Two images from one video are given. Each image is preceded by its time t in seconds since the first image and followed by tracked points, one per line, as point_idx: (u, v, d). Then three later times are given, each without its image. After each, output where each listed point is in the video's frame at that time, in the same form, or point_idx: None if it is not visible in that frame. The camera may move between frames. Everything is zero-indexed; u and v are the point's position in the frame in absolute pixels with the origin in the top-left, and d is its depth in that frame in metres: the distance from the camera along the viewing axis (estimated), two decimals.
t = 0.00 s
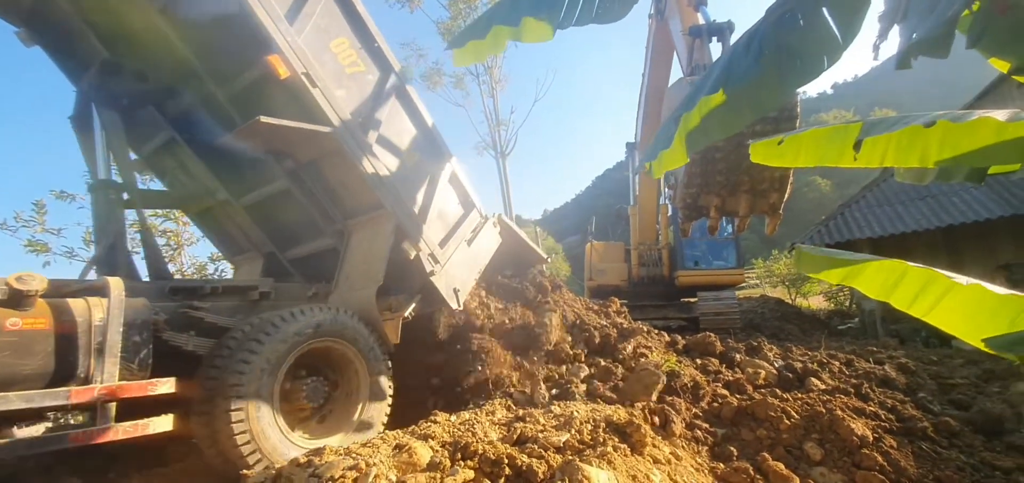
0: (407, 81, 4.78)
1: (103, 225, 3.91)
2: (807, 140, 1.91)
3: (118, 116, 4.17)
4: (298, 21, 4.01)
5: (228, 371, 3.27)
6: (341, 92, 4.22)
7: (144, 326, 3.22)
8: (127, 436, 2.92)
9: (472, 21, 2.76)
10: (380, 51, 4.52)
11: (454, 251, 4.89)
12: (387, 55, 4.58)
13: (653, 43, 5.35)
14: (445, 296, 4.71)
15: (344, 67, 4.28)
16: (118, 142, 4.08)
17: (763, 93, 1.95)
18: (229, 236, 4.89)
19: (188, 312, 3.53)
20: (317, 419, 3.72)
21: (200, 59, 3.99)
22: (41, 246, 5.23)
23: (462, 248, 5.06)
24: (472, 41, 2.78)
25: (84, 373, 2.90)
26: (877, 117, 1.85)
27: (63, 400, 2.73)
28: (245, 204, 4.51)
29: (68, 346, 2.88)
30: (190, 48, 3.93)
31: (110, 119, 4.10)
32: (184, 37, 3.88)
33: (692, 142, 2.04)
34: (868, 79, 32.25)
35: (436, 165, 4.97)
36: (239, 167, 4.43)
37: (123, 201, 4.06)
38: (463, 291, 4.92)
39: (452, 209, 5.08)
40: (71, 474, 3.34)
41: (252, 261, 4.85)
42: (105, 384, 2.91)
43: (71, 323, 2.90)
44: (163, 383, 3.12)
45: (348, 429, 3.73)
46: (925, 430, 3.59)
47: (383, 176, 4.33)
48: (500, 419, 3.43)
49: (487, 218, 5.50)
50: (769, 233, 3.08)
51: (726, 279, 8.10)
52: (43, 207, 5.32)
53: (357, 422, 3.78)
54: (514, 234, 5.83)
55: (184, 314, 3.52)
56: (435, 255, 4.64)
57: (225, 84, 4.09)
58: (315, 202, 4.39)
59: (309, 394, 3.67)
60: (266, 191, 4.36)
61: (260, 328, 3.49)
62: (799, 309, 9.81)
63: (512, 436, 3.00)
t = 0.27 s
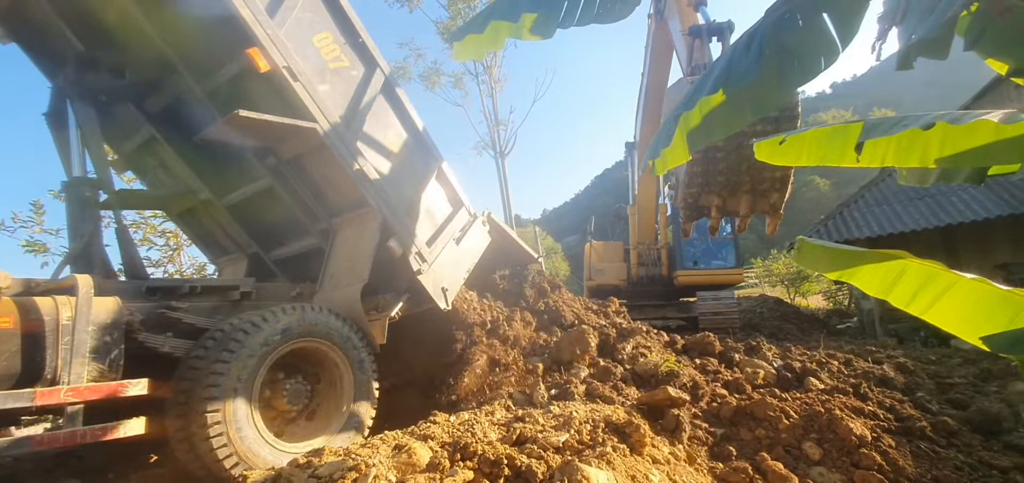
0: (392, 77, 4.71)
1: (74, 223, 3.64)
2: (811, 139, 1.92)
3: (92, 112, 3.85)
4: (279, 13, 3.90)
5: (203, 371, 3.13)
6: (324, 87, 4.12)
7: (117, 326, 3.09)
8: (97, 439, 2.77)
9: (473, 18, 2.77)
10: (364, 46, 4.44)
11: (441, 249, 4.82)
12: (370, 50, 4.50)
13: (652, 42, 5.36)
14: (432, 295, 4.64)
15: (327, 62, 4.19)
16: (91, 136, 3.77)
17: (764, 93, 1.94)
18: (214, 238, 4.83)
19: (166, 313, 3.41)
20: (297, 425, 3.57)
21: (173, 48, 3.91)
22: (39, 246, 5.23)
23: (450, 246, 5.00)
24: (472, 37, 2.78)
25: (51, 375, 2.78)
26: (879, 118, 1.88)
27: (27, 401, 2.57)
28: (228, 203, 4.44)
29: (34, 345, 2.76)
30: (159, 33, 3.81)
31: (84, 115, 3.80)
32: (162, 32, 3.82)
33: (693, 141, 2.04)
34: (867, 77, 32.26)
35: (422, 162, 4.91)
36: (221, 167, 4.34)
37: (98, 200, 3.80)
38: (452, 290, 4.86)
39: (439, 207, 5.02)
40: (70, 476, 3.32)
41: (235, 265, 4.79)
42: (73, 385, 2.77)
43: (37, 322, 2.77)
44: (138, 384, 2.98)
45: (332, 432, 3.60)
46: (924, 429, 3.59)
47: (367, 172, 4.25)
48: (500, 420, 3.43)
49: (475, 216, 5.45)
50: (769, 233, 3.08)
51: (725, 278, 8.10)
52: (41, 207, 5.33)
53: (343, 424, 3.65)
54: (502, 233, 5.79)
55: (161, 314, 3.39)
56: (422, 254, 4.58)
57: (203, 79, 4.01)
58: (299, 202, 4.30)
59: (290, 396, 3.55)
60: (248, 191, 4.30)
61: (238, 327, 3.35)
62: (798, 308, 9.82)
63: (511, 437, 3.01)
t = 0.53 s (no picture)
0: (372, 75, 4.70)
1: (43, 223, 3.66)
2: (810, 137, 1.95)
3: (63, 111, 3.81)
4: (254, 8, 3.87)
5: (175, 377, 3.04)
6: (302, 83, 4.09)
7: (83, 331, 2.93)
8: (61, 450, 2.70)
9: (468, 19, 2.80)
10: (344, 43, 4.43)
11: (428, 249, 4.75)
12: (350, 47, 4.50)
13: (649, 42, 5.37)
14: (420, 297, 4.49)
15: (306, 58, 4.16)
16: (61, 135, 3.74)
17: (762, 88, 1.95)
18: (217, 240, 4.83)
19: (137, 318, 3.31)
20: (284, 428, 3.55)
21: (147, 47, 3.81)
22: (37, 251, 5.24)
23: (436, 246, 4.92)
24: (468, 37, 2.82)
25: (13, 382, 2.64)
26: (871, 118, 1.97)
27: None
28: (207, 206, 4.49)
29: None
30: (135, 30, 3.71)
31: (52, 115, 3.76)
32: (135, 30, 3.72)
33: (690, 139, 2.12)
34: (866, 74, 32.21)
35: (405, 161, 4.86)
36: (200, 166, 4.33)
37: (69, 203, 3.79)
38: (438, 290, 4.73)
39: (425, 207, 4.95)
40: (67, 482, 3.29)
41: (218, 268, 4.73)
42: (33, 393, 2.67)
43: None
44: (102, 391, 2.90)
45: (319, 434, 3.58)
46: (924, 427, 3.58)
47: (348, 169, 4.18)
48: (500, 421, 3.43)
49: (462, 217, 5.43)
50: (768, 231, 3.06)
51: (724, 277, 8.10)
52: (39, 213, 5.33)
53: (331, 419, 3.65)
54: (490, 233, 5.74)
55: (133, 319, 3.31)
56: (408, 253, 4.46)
57: (178, 77, 3.94)
58: (280, 203, 4.24)
59: (268, 404, 3.49)
60: (230, 191, 4.32)
61: (213, 333, 3.27)
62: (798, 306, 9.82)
63: (511, 438, 3.00)
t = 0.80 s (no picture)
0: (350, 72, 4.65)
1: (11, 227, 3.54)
2: (807, 138, 1.97)
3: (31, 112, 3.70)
4: (228, 4, 3.79)
5: (150, 374, 3.03)
6: (279, 80, 4.03)
7: (46, 339, 2.93)
8: (22, 461, 2.74)
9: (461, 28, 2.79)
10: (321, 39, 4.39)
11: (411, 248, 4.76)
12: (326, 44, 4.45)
13: (647, 41, 5.37)
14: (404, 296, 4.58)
15: (283, 55, 4.11)
16: (28, 137, 3.63)
17: (756, 91, 1.96)
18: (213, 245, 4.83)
19: (108, 326, 3.32)
20: (270, 430, 3.57)
21: (119, 46, 3.83)
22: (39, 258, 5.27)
23: (420, 244, 4.94)
24: (462, 48, 2.81)
25: None
26: (869, 117, 1.97)
27: None
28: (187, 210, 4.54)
29: None
30: (106, 34, 3.74)
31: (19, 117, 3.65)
32: (109, 31, 3.74)
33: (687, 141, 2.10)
34: (865, 70, 32.18)
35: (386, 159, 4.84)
36: (179, 171, 4.42)
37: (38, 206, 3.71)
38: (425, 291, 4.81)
39: (407, 205, 4.95)
40: None
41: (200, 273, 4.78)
42: None
43: None
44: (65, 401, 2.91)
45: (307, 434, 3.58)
46: (925, 424, 3.57)
47: (328, 169, 4.17)
48: (501, 423, 3.44)
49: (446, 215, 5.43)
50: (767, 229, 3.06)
51: (725, 276, 8.09)
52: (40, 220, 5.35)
53: (318, 415, 3.66)
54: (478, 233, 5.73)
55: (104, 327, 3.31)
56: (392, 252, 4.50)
57: (150, 76, 3.97)
58: (260, 203, 4.23)
59: (247, 412, 3.44)
60: (209, 193, 4.34)
61: (185, 339, 3.24)
62: (799, 304, 9.81)
63: (512, 440, 3.01)
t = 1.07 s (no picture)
0: (337, 68, 4.65)
1: None
2: (806, 139, 1.98)
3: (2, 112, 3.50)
4: None
5: (121, 383, 2.90)
6: (262, 78, 4.02)
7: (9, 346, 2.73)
8: None
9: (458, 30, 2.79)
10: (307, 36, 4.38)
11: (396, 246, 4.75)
12: (313, 41, 4.45)
13: (645, 40, 5.37)
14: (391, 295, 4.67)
15: (266, 50, 4.10)
16: None
17: (760, 93, 1.93)
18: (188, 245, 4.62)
19: (80, 333, 3.16)
20: (256, 432, 3.47)
21: (98, 43, 3.61)
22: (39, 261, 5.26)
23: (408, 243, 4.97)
24: (459, 50, 2.81)
25: None
26: (869, 116, 1.98)
27: None
28: (170, 210, 4.38)
29: None
30: (87, 31, 3.53)
31: None
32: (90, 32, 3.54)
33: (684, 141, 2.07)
34: (865, 68, 32.17)
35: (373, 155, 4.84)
36: (160, 168, 4.23)
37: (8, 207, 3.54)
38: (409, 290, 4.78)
39: (395, 202, 4.97)
40: None
41: (185, 276, 4.68)
42: None
43: None
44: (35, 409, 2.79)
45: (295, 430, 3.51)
46: (927, 422, 3.56)
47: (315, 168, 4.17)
48: (503, 424, 3.43)
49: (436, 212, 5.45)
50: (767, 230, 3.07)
51: (725, 274, 8.09)
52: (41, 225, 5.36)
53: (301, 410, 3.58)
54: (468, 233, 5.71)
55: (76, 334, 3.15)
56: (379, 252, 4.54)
57: (130, 73, 3.77)
58: (243, 204, 4.19)
59: (225, 421, 3.34)
60: (191, 194, 4.21)
61: (157, 347, 3.09)
62: (799, 302, 9.80)
63: (513, 441, 3.01)
